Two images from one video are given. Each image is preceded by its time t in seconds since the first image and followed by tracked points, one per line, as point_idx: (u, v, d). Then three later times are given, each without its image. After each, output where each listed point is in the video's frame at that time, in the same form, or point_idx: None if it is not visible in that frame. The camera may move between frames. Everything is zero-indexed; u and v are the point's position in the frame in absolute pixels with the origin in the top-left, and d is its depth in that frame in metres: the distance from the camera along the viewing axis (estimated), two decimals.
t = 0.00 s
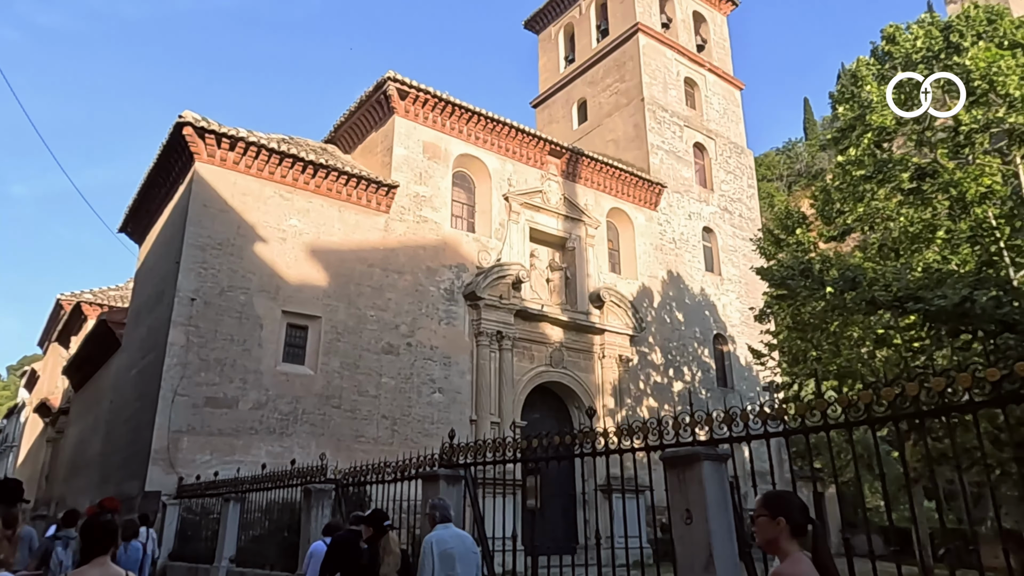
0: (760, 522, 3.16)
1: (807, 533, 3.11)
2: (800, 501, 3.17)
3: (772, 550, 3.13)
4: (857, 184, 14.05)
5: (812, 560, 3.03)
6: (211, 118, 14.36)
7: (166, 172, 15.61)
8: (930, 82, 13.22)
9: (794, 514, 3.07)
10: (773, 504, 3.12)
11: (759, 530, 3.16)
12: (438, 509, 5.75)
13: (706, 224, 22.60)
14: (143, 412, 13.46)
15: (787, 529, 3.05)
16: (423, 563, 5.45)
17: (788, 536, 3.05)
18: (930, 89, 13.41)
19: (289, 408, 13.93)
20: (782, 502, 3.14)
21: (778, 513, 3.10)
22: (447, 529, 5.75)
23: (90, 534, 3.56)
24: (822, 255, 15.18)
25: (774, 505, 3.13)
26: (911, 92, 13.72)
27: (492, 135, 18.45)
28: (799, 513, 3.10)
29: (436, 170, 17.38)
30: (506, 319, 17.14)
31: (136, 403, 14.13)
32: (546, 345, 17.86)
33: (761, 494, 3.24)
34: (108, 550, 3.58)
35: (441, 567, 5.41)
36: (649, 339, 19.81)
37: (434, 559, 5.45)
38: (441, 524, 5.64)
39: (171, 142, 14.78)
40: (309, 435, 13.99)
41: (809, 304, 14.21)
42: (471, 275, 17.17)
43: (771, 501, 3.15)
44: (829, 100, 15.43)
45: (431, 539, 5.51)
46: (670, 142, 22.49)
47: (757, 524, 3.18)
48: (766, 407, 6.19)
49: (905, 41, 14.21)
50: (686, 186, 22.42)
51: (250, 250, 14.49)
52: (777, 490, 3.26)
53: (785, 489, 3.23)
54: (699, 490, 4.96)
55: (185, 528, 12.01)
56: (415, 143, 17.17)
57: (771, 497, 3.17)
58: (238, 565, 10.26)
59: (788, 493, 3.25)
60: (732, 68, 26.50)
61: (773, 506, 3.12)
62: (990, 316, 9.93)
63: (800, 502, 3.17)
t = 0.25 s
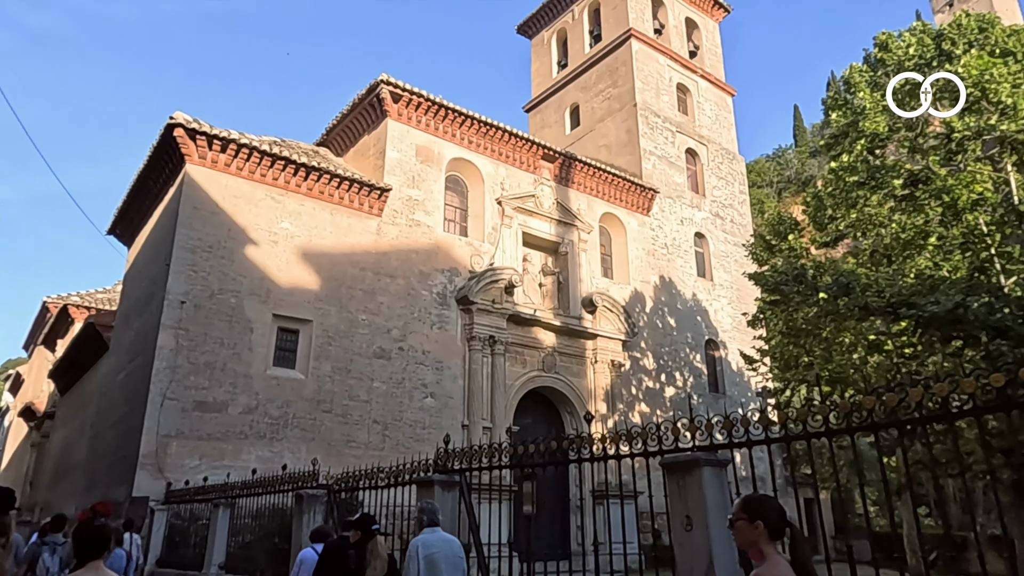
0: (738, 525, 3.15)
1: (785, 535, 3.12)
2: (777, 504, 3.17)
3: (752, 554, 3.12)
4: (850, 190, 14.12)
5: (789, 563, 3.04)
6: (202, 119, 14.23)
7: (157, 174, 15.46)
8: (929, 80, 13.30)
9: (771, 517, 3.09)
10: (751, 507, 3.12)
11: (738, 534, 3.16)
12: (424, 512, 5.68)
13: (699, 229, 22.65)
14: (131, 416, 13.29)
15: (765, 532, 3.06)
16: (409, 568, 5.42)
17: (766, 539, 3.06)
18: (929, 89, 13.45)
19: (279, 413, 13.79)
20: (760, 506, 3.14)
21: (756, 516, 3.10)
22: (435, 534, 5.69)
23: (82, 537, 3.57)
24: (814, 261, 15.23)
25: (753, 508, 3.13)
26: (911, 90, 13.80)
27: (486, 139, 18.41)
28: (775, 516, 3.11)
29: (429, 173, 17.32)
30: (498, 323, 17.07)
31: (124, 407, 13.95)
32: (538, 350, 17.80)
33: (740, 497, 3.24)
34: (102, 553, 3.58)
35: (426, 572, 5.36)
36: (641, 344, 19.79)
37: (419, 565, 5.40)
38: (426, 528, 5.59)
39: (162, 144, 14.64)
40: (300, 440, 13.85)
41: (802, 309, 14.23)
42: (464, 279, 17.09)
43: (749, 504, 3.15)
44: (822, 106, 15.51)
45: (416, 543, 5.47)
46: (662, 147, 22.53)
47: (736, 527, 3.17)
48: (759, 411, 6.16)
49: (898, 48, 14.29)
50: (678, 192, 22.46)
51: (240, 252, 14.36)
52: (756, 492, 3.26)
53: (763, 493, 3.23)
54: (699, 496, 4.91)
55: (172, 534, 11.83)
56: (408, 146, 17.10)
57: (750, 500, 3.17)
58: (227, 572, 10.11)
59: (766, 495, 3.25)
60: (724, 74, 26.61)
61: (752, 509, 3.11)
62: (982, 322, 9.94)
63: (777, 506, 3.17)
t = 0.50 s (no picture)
0: (721, 541, 3.16)
1: (768, 550, 3.13)
2: (759, 520, 3.19)
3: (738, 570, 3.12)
4: (845, 196, 14.16)
5: None
6: (196, 121, 14.13)
7: (150, 176, 15.34)
8: (931, 80, 13.31)
9: (752, 532, 3.11)
10: (733, 523, 3.14)
11: (721, 550, 3.17)
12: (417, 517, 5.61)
13: (693, 234, 22.67)
14: (122, 421, 13.14)
15: (746, 548, 3.07)
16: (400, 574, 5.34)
17: (748, 555, 3.07)
18: (929, 90, 13.44)
19: (272, 417, 13.67)
20: (741, 521, 3.16)
21: (738, 532, 3.12)
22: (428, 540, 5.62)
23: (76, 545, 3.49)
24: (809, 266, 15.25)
25: (735, 524, 3.15)
26: (912, 92, 13.82)
27: (481, 142, 18.37)
28: (757, 531, 3.13)
29: (424, 176, 17.26)
30: (493, 327, 17.00)
31: (115, 412, 13.79)
32: (533, 354, 17.73)
33: (723, 515, 3.25)
34: (97, 563, 3.53)
35: None
36: (636, 348, 19.75)
37: (411, 571, 5.32)
38: (419, 534, 5.52)
39: (156, 145, 14.52)
40: (293, 444, 13.72)
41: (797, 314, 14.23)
42: (458, 283, 17.02)
43: (731, 520, 3.17)
44: (818, 111, 15.55)
45: (408, 548, 5.40)
46: (657, 152, 22.56)
47: (719, 544, 3.19)
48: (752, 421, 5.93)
49: (893, 55, 14.38)
50: (673, 196, 22.48)
51: (234, 255, 14.24)
52: (739, 509, 3.27)
53: (746, 509, 3.25)
54: (703, 502, 4.85)
55: (162, 538, 11.69)
56: (403, 150, 17.04)
57: (732, 517, 3.19)
58: None
59: (749, 512, 3.27)
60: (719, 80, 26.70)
61: (734, 525, 3.14)
62: (978, 328, 9.89)
63: (759, 522, 3.19)
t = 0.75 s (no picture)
0: (701, 553, 3.28)
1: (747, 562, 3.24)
2: (740, 532, 3.29)
3: None
4: (844, 199, 14.18)
5: None
6: (193, 122, 14.04)
7: (146, 177, 15.24)
8: (929, 79, 13.34)
9: (732, 545, 3.21)
10: (713, 535, 3.25)
11: (701, 561, 3.27)
12: (413, 522, 5.55)
13: (691, 237, 22.67)
14: (117, 423, 13.02)
15: (726, 560, 3.19)
16: None
17: (727, 566, 3.19)
18: (929, 90, 13.45)
19: (269, 420, 13.57)
20: (722, 533, 3.26)
21: (718, 544, 3.22)
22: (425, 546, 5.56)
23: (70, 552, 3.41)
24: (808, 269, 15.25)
25: (715, 536, 3.25)
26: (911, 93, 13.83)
27: (479, 144, 18.33)
28: (738, 543, 3.23)
29: (422, 178, 17.20)
30: (491, 330, 16.94)
31: (110, 414, 13.67)
32: (531, 357, 17.68)
33: (705, 526, 3.36)
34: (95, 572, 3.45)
35: None
36: (633, 351, 19.72)
37: None
38: (415, 539, 5.46)
39: (152, 146, 14.42)
40: (289, 447, 13.62)
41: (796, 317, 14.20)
42: (456, 285, 16.96)
43: (711, 532, 3.29)
44: (817, 114, 15.56)
45: (404, 552, 5.34)
46: (655, 155, 22.56)
47: (699, 555, 3.30)
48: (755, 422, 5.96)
49: (892, 58, 14.35)
50: (671, 199, 22.48)
51: (231, 257, 14.15)
52: (722, 521, 3.38)
53: (728, 521, 3.35)
54: (710, 506, 4.80)
55: (157, 542, 11.58)
56: (401, 151, 16.98)
57: (712, 530, 3.30)
58: None
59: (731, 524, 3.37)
60: (716, 83, 26.73)
61: (713, 536, 3.25)
62: (977, 332, 9.85)
63: (740, 533, 3.29)
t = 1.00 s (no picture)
0: (684, 553, 3.28)
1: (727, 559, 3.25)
2: (720, 530, 3.31)
3: None
4: (846, 201, 14.16)
5: None
6: (193, 122, 13.97)
7: (145, 177, 15.15)
8: (930, 80, 13.34)
9: (714, 543, 3.21)
10: (694, 535, 3.25)
11: (683, 561, 3.28)
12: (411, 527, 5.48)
13: (691, 238, 22.64)
14: (115, 426, 12.93)
15: (707, 559, 3.19)
16: None
17: (709, 565, 3.19)
18: (929, 90, 13.44)
19: (268, 422, 13.49)
20: (702, 533, 3.26)
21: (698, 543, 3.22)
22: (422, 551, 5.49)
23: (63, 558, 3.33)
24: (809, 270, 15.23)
25: (696, 536, 3.26)
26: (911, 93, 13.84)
27: (479, 146, 18.28)
28: (718, 540, 3.25)
29: (423, 179, 17.14)
30: (491, 332, 16.87)
31: (108, 416, 13.59)
32: (531, 359, 17.62)
33: (686, 527, 3.37)
34: None
35: None
36: (634, 353, 19.66)
37: None
38: (413, 544, 5.39)
39: (152, 146, 14.34)
40: (289, 450, 13.54)
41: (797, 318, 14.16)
42: (456, 287, 16.90)
43: (692, 532, 3.28)
44: (819, 115, 15.55)
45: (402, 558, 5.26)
46: (655, 156, 22.53)
47: (682, 555, 3.30)
48: (753, 426, 5.77)
49: (894, 58, 14.33)
50: (671, 201, 22.44)
51: (230, 258, 14.08)
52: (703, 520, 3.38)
53: (708, 520, 3.36)
54: (718, 509, 4.75)
55: (156, 546, 11.50)
56: (401, 152, 16.92)
57: (693, 529, 3.29)
58: None
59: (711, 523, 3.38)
60: (716, 85, 26.72)
61: (694, 537, 3.25)
62: (980, 334, 9.80)
63: (719, 531, 3.30)
